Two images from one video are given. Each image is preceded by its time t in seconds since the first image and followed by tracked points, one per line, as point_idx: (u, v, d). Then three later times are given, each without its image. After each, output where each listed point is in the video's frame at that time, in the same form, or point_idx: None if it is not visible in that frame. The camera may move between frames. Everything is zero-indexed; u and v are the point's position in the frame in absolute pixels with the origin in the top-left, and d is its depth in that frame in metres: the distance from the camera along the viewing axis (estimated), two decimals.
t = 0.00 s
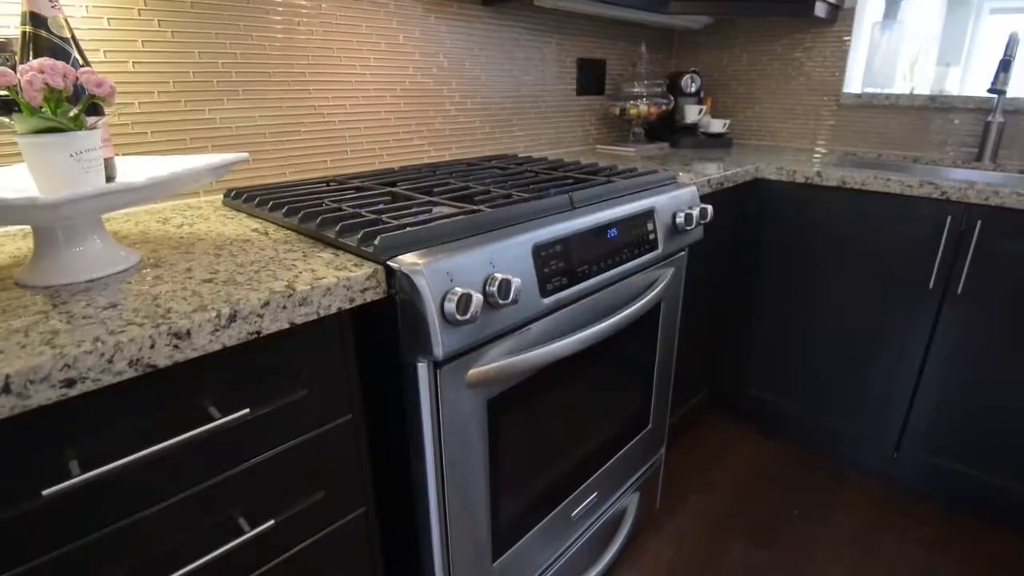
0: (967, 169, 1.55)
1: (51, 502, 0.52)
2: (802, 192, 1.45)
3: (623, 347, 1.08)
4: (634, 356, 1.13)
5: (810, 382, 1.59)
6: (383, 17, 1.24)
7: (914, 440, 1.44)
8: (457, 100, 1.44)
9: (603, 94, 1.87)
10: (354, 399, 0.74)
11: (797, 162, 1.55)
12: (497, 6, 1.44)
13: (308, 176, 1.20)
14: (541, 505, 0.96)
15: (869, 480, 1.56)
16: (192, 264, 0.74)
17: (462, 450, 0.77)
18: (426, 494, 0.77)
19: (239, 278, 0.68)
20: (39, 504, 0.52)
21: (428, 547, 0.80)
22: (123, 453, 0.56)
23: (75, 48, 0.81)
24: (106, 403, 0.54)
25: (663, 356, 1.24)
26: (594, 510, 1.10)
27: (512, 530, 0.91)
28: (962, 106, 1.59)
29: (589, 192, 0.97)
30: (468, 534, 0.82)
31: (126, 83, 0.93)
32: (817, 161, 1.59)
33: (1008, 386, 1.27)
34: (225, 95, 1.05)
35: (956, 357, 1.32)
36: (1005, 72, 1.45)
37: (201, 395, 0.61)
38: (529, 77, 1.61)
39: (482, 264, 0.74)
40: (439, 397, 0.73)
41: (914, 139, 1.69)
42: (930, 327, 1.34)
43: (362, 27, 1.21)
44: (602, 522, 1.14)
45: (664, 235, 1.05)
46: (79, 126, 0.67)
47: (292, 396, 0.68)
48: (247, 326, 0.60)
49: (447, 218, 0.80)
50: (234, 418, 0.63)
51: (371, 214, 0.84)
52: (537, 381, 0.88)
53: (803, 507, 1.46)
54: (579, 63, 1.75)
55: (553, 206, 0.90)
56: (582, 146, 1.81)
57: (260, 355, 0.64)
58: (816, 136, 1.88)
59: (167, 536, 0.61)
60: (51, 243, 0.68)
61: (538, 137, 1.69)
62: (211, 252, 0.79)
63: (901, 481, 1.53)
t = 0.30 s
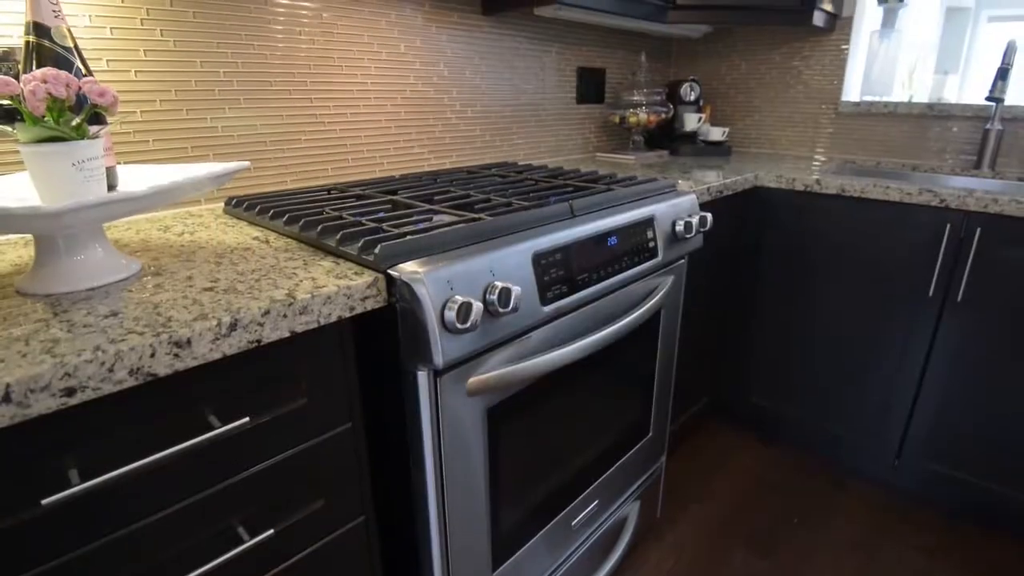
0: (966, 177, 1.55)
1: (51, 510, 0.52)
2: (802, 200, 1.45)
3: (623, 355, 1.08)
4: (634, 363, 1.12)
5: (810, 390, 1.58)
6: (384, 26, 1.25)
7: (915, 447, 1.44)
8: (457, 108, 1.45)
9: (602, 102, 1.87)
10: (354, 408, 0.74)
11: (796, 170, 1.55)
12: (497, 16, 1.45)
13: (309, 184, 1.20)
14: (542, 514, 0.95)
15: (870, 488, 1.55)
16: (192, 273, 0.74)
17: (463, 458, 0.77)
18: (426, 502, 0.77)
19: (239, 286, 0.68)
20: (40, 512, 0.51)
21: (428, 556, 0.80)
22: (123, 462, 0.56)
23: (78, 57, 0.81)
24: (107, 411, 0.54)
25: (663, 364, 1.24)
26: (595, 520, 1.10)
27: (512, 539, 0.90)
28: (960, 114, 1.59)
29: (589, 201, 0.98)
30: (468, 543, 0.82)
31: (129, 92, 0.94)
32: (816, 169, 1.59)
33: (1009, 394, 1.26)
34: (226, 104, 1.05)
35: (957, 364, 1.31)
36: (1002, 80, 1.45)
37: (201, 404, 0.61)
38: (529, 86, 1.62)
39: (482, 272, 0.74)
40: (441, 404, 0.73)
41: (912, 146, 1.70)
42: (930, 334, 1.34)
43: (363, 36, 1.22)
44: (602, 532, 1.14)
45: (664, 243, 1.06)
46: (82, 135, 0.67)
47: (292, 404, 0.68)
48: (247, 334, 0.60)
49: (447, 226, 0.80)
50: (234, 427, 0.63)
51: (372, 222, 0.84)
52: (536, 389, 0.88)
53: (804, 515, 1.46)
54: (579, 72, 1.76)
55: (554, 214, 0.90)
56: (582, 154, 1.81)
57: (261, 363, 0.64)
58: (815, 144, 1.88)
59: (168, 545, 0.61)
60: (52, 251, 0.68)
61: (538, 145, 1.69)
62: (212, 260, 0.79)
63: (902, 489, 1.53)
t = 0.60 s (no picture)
0: (965, 188, 1.56)
1: (49, 523, 0.52)
2: (801, 210, 1.46)
3: (623, 365, 1.07)
4: (634, 373, 1.12)
5: (811, 400, 1.58)
6: (385, 39, 1.26)
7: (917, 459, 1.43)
8: (458, 120, 1.46)
9: (602, 114, 1.89)
10: (354, 420, 0.74)
11: (795, 180, 1.56)
12: (497, 29, 1.47)
13: (310, 196, 1.20)
14: (542, 526, 0.95)
15: (873, 499, 1.54)
16: (194, 284, 0.74)
17: (462, 471, 0.77)
18: (426, 516, 0.77)
19: (240, 298, 0.68)
20: (38, 525, 0.51)
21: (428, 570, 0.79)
22: (123, 474, 0.56)
23: (82, 71, 0.82)
24: (107, 423, 0.54)
25: (663, 375, 1.23)
26: (596, 531, 1.09)
27: (513, 552, 0.90)
28: (958, 125, 1.60)
29: (589, 212, 0.98)
30: (468, 556, 0.82)
31: (131, 104, 0.95)
32: (816, 179, 1.60)
33: (1011, 404, 1.26)
34: (228, 116, 1.06)
35: (958, 373, 1.31)
36: (999, 91, 1.46)
37: (201, 416, 0.61)
38: (529, 98, 1.63)
39: (482, 283, 0.74)
40: (439, 417, 0.73)
41: (911, 157, 1.70)
42: (931, 345, 1.33)
43: (364, 49, 1.23)
44: (603, 544, 1.14)
45: (664, 254, 1.06)
46: (85, 148, 0.67)
47: (292, 416, 0.68)
48: (247, 346, 0.60)
49: (448, 238, 0.80)
50: (234, 439, 0.63)
51: (373, 234, 0.84)
52: (537, 402, 0.87)
53: (806, 527, 1.45)
54: (579, 84, 1.77)
55: (553, 225, 0.91)
56: (582, 165, 1.82)
57: (261, 375, 0.65)
58: (813, 154, 1.89)
59: (167, 558, 0.61)
60: (54, 262, 0.68)
61: (538, 156, 1.70)
62: (213, 272, 0.79)
63: (905, 501, 1.52)
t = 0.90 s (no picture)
0: (963, 201, 1.56)
1: (48, 539, 0.52)
2: (801, 223, 1.46)
3: (623, 378, 1.07)
4: (635, 386, 1.12)
5: (812, 413, 1.57)
6: (387, 55, 1.27)
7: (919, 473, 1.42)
8: (458, 134, 1.47)
9: (601, 127, 1.90)
10: (354, 434, 0.74)
11: (794, 193, 1.57)
12: (497, 44, 1.48)
13: (310, 209, 1.21)
14: (543, 541, 0.94)
15: (876, 514, 1.53)
16: (195, 298, 0.75)
17: (462, 486, 0.77)
18: (425, 531, 0.76)
19: (241, 312, 0.68)
20: (36, 541, 0.51)
21: None
22: (123, 489, 0.56)
23: (87, 87, 0.83)
24: (107, 438, 0.54)
25: (664, 388, 1.23)
26: (597, 546, 1.09)
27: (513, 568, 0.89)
28: (955, 138, 1.61)
29: (589, 226, 0.99)
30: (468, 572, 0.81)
31: (135, 119, 0.96)
32: (814, 193, 1.61)
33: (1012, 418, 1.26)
34: (230, 130, 1.07)
35: (959, 386, 1.31)
36: (995, 105, 1.47)
37: (201, 431, 0.61)
38: (529, 112, 1.64)
39: (482, 298, 0.74)
40: (440, 432, 0.73)
41: (909, 170, 1.71)
42: (931, 358, 1.33)
43: (365, 63, 1.24)
44: (604, 559, 1.13)
45: (663, 267, 1.06)
46: (88, 163, 0.68)
47: (292, 430, 0.68)
48: (247, 361, 0.60)
49: (448, 252, 0.81)
50: (234, 454, 0.63)
51: (373, 248, 0.85)
52: (537, 416, 0.87)
53: (809, 542, 1.43)
54: (578, 98, 1.79)
55: (553, 239, 0.91)
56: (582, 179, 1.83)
57: (261, 389, 0.65)
58: (812, 168, 1.90)
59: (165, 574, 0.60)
60: (55, 277, 0.68)
61: (538, 169, 1.71)
62: (214, 285, 0.80)
63: (908, 516, 1.51)
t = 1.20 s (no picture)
0: (961, 213, 1.57)
1: (46, 555, 0.52)
2: (800, 235, 1.47)
3: (623, 391, 1.07)
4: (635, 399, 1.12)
5: (814, 424, 1.57)
6: (388, 69, 1.29)
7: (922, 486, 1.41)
8: (459, 147, 1.48)
9: (601, 140, 1.91)
10: (354, 447, 0.74)
11: (793, 206, 1.58)
12: (498, 58, 1.50)
13: (312, 222, 1.22)
14: (543, 555, 0.94)
15: (880, 528, 1.52)
16: (196, 311, 0.75)
17: (462, 500, 0.77)
18: (425, 546, 0.76)
19: (242, 326, 0.69)
20: (35, 556, 0.51)
21: None
22: (122, 504, 0.56)
23: (92, 101, 0.84)
24: (107, 452, 0.54)
25: (665, 399, 1.23)
26: (598, 561, 1.08)
27: None
28: (953, 151, 1.62)
29: (589, 239, 0.99)
30: None
31: (138, 132, 0.97)
32: (813, 205, 1.61)
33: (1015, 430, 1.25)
34: (232, 144, 1.08)
35: (961, 398, 1.30)
36: (992, 118, 1.48)
37: (201, 445, 0.61)
38: (529, 125, 1.66)
39: (482, 311, 0.74)
40: (440, 446, 0.72)
41: (908, 182, 1.72)
42: (932, 370, 1.33)
43: (367, 78, 1.25)
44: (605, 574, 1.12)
45: (664, 280, 1.07)
46: (92, 177, 0.69)
47: (291, 444, 0.68)
48: (248, 375, 0.61)
49: (448, 265, 0.81)
50: (233, 468, 0.63)
51: (374, 261, 0.85)
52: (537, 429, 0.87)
53: (812, 556, 1.42)
54: (578, 111, 1.80)
55: (553, 252, 0.91)
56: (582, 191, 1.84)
57: (262, 403, 0.65)
58: (811, 180, 1.91)
59: None
60: (58, 290, 0.69)
61: (538, 182, 1.72)
62: (216, 298, 0.80)
63: (911, 530, 1.49)
